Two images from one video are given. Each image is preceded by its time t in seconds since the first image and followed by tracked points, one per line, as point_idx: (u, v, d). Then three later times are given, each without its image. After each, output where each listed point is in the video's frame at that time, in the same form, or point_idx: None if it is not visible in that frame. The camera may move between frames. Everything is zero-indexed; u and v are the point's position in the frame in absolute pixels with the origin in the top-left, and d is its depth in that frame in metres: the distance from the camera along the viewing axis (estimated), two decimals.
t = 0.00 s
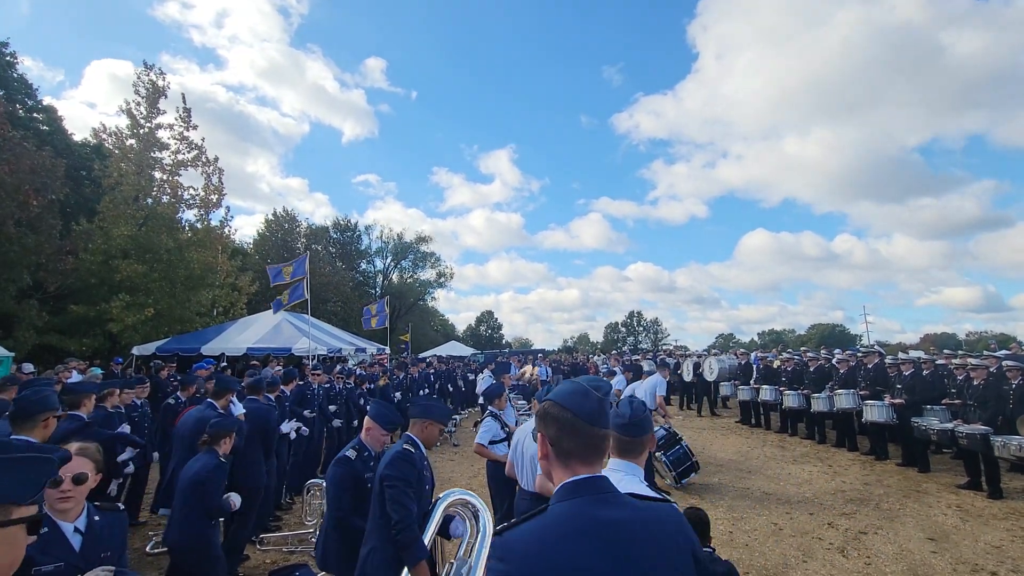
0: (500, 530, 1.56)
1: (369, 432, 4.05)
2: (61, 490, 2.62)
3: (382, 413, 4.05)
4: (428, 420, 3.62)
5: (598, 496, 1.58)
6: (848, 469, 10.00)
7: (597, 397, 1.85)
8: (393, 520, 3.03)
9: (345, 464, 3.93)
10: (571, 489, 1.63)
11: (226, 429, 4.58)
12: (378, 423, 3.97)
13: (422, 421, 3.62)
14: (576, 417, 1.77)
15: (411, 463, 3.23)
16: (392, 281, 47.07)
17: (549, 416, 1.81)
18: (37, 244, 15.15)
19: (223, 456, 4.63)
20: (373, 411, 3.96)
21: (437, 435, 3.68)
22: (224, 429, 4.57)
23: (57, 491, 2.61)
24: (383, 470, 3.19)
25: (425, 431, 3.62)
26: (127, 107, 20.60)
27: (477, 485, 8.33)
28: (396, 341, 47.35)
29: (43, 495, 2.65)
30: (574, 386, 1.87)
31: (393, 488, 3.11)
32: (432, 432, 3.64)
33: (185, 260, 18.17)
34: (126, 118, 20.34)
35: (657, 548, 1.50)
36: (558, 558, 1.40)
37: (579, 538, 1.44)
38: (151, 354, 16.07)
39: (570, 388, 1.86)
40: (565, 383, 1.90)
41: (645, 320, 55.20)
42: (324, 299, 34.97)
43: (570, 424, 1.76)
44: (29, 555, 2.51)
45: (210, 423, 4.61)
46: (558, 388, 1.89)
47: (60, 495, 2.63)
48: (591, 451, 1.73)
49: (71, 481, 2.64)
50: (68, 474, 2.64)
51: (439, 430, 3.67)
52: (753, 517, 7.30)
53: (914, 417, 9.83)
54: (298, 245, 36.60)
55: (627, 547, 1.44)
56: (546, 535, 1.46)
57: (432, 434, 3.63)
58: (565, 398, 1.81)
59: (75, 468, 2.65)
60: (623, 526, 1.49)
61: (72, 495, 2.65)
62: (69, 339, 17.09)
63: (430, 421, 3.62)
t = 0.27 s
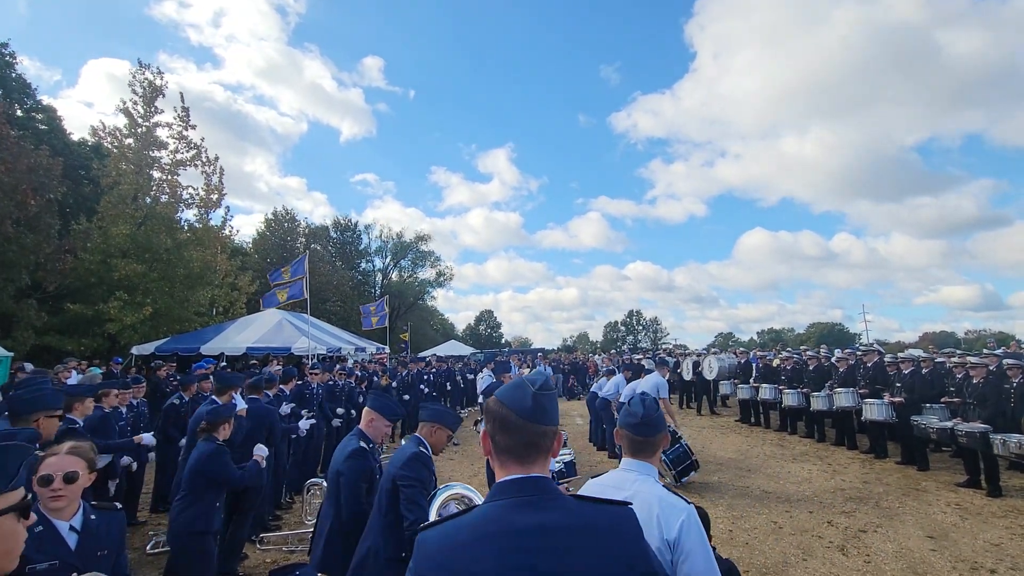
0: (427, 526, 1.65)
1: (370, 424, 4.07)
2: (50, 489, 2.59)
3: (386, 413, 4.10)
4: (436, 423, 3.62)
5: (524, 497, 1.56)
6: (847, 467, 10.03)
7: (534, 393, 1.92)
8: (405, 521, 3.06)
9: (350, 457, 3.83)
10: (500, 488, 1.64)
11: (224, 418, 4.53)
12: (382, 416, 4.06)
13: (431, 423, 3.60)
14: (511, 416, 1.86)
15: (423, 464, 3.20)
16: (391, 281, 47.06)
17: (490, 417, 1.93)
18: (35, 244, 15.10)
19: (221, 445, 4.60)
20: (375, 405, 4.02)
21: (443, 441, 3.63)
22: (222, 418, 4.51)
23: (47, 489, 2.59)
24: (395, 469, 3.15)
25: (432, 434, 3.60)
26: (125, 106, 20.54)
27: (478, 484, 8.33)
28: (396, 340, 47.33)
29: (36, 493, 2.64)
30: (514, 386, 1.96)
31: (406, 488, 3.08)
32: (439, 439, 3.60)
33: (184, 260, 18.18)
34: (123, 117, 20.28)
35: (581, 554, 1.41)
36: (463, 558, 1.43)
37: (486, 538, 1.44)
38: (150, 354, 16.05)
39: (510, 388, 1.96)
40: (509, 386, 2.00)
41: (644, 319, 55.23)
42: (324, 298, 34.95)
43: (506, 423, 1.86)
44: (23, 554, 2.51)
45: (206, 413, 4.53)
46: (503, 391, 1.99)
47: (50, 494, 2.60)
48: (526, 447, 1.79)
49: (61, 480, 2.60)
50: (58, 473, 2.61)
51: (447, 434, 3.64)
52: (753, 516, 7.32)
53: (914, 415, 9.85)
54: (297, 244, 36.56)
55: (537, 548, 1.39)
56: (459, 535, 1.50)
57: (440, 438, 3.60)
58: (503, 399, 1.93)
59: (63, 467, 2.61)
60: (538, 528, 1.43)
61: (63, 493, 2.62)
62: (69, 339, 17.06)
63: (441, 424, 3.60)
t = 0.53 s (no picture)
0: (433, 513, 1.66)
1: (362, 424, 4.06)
2: (41, 490, 2.58)
3: (374, 412, 4.08)
4: (440, 424, 3.61)
5: (531, 493, 1.56)
6: (846, 466, 10.05)
7: (545, 392, 1.84)
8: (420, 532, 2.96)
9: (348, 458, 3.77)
10: (508, 482, 1.64)
11: (224, 427, 4.56)
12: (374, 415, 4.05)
13: (436, 423, 3.60)
14: (520, 415, 1.79)
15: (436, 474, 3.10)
16: (390, 280, 47.00)
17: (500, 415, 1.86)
18: (33, 244, 15.05)
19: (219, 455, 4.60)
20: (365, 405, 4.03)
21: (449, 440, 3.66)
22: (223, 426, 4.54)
23: (37, 491, 2.58)
24: (412, 480, 3.04)
25: (438, 435, 3.60)
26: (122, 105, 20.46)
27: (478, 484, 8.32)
28: (395, 339, 47.29)
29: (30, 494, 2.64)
30: (525, 382, 1.89)
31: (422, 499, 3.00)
32: (445, 440, 3.58)
33: (183, 259, 18.21)
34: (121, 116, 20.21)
35: (585, 559, 1.40)
36: (464, 547, 1.44)
37: (488, 532, 1.45)
38: (148, 354, 16.01)
39: (521, 384, 1.89)
40: (521, 382, 1.93)
41: (644, 318, 55.30)
42: (322, 297, 34.91)
43: (516, 421, 1.79)
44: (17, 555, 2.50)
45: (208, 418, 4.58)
46: (515, 387, 1.92)
47: (40, 496, 2.58)
48: (534, 447, 1.72)
49: (50, 481, 2.59)
50: (48, 473, 2.59)
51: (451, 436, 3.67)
52: (753, 514, 7.33)
53: (913, 414, 9.88)
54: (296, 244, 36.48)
55: (538, 550, 1.39)
56: (463, 524, 1.51)
57: (443, 439, 3.61)
58: (514, 396, 1.86)
59: (54, 467, 2.60)
60: (541, 529, 1.43)
61: (53, 494, 2.60)
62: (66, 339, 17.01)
63: (444, 425, 3.59)
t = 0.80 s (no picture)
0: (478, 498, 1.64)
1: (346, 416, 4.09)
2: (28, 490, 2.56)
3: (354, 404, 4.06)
4: (450, 431, 3.40)
5: (580, 484, 1.55)
6: (842, 461, 10.11)
7: (589, 389, 1.79)
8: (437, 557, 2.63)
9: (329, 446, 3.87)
10: (555, 474, 1.63)
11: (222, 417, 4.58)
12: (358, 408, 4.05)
13: (448, 431, 3.39)
14: (564, 410, 1.75)
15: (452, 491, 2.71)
16: (386, 277, 46.90)
17: (544, 410, 1.81)
18: (26, 241, 14.94)
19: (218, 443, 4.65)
20: (347, 399, 4.03)
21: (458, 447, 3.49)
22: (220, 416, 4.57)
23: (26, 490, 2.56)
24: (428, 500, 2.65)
25: (448, 442, 3.41)
26: (115, 101, 20.30)
27: (475, 481, 8.32)
28: (391, 337, 47.25)
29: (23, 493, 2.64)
30: (568, 379, 1.84)
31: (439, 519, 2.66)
32: (456, 445, 3.42)
33: (178, 257, 18.20)
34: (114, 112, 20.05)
35: (636, 553, 1.41)
36: (517, 531, 1.44)
37: (541, 518, 1.44)
38: (144, 351, 15.94)
39: (564, 380, 1.84)
40: (563, 377, 1.88)
41: (639, 315, 55.45)
42: (319, 295, 34.84)
43: (560, 417, 1.75)
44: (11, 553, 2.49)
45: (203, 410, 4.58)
46: (557, 382, 1.87)
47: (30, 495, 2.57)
48: (580, 443, 1.69)
49: (37, 480, 2.55)
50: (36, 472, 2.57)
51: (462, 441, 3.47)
52: (749, 510, 7.36)
53: (908, 409, 9.93)
54: (292, 241, 36.35)
55: (591, 539, 1.39)
56: (513, 510, 1.50)
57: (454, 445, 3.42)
58: (557, 392, 1.81)
59: (43, 465, 2.58)
60: (593, 517, 1.44)
61: (41, 495, 2.56)
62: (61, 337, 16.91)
63: (454, 433, 3.40)
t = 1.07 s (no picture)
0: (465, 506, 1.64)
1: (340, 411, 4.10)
2: (37, 489, 2.57)
3: (348, 401, 4.09)
4: (462, 447, 3.05)
5: (566, 484, 1.56)
6: (840, 458, 10.15)
7: (574, 390, 1.80)
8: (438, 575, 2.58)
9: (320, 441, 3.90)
10: (541, 476, 1.63)
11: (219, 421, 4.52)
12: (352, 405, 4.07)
13: (459, 447, 3.06)
14: (550, 413, 1.75)
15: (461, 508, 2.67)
16: (385, 275, 46.85)
17: (530, 412, 1.82)
18: (24, 239, 14.87)
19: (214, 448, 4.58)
20: (341, 396, 4.04)
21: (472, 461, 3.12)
22: (218, 419, 4.51)
23: (34, 489, 2.57)
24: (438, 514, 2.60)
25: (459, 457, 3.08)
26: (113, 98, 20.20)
27: (475, 479, 8.33)
28: (390, 335, 47.23)
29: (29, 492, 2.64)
30: (553, 381, 1.84)
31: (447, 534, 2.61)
32: (468, 460, 3.09)
33: (176, 255, 18.12)
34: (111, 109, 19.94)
35: (622, 549, 1.41)
36: (503, 535, 1.45)
37: (525, 520, 1.45)
38: (142, 349, 15.91)
39: (548, 383, 1.84)
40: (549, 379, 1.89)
41: (638, 313, 55.56)
42: (317, 293, 34.80)
43: (545, 419, 1.76)
44: (14, 552, 2.49)
45: (203, 413, 4.53)
46: (543, 384, 1.87)
47: (37, 495, 2.57)
48: (564, 445, 1.69)
49: (47, 479, 2.57)
50: (45, 471, 2.58)
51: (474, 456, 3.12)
52: (748, 507, 7.39)
53: (905, 407, 9.98)
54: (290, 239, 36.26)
55: (576, 539, 1.40)
56: (499, 514, 1.51)
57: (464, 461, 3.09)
58: (543, 393, 1.81)
59: (51, 465, 2.59)
60: (578, 515, 1.45)
61: (50, 493, 2.59)
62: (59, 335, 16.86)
63: (465, 448, 3.05)
